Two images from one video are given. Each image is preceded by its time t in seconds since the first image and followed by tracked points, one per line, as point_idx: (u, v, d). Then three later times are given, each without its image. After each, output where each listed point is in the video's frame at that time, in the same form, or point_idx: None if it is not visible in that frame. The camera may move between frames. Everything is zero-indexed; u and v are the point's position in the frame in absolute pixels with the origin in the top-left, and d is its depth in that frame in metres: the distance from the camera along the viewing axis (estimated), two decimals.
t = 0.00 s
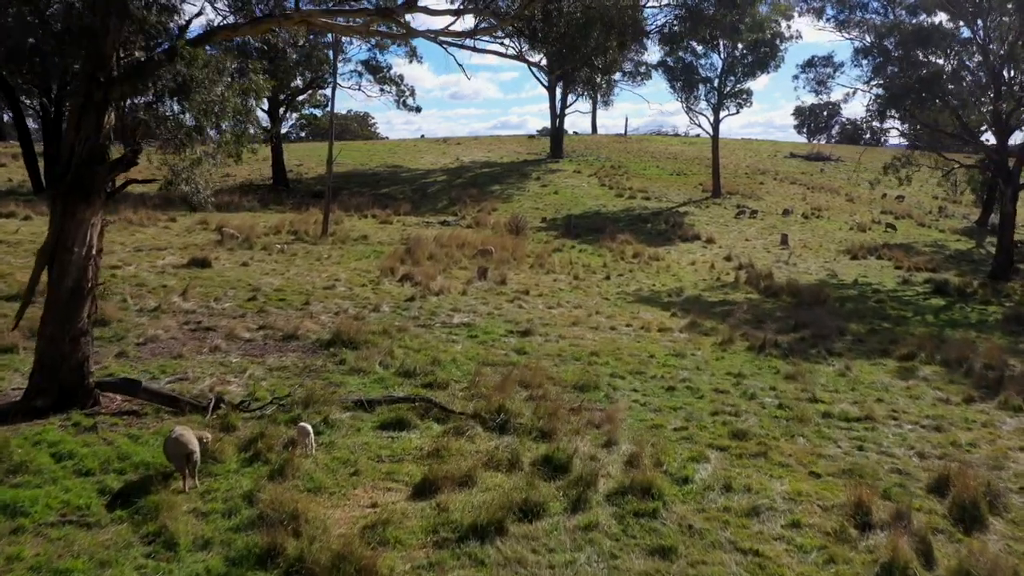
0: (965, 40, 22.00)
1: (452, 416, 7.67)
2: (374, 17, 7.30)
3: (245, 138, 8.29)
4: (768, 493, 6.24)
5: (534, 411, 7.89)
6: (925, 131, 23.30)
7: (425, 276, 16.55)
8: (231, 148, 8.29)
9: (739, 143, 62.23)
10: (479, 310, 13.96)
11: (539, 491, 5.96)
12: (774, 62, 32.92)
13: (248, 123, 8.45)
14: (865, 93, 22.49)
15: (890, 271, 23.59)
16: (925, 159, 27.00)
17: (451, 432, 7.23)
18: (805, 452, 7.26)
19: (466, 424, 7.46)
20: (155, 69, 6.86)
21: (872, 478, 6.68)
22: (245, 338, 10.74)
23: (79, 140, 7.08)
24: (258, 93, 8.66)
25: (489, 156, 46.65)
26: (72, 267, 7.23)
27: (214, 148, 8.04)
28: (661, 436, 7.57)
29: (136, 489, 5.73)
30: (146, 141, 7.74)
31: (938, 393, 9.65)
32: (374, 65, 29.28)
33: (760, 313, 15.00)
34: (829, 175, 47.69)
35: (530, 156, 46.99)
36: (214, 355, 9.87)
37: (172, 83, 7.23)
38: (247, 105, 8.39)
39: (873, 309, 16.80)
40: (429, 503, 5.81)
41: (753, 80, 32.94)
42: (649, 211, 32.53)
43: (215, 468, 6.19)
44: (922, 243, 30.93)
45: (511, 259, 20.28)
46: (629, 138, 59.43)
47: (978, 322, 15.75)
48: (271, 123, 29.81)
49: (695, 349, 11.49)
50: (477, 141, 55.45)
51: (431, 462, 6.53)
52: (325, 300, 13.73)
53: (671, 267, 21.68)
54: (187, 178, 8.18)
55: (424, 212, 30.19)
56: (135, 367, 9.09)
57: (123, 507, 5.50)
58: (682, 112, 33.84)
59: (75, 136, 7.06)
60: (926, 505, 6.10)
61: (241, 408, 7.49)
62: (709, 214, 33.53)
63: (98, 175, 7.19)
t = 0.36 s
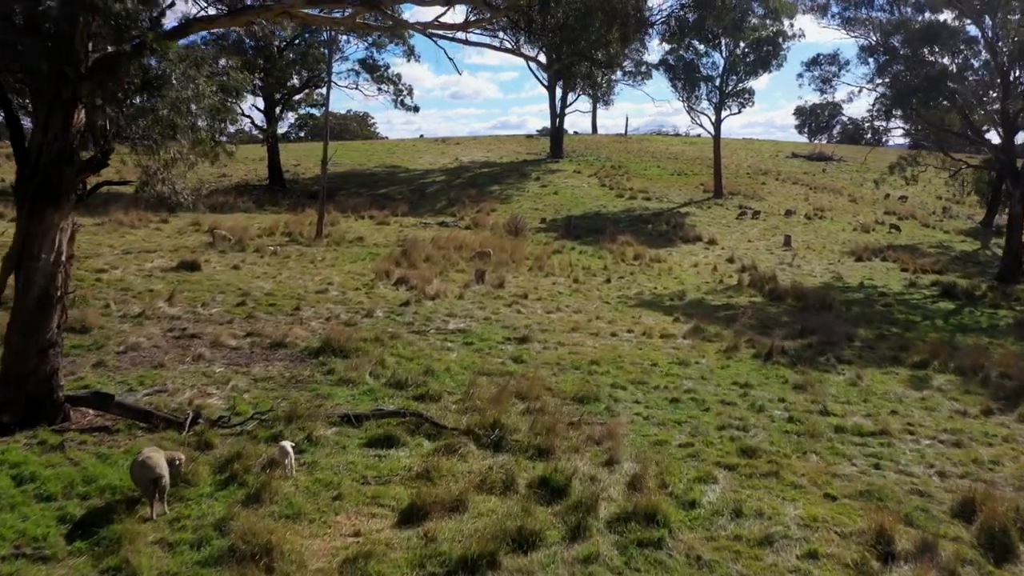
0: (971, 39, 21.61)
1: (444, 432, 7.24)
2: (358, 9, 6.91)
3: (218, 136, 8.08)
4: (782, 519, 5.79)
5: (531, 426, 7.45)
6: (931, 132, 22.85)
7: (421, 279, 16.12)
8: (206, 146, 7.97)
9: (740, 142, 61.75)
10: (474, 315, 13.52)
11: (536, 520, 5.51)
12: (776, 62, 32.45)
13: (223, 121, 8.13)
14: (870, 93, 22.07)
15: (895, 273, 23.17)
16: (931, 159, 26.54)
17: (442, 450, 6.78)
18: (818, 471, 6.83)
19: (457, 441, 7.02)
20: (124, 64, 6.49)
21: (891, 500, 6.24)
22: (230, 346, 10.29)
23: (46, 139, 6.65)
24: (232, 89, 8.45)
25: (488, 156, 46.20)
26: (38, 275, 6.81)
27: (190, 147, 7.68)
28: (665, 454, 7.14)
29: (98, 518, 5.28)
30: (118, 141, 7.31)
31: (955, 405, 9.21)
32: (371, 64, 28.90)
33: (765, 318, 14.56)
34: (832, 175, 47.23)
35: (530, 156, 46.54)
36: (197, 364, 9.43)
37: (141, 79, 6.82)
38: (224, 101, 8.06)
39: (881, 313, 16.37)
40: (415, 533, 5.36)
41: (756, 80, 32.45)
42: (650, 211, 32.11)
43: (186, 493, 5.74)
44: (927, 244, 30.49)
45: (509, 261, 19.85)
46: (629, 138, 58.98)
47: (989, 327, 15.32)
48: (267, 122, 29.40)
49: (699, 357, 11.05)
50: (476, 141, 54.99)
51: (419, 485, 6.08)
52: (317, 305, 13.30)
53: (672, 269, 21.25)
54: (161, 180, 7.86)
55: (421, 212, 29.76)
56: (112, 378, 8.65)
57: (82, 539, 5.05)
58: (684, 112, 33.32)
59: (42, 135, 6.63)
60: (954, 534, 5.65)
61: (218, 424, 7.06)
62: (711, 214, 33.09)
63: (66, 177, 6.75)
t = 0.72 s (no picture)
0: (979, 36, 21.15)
1: (435, 449, 6.82)
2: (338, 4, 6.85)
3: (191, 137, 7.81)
4: (797, 548, 5.36)
5: (527, 443, 7.03)
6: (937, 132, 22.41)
7: (416, 283, 15.71)
8: (179, 147, 7.65)
9: (741, 142, 61.30)
10: (471, 320, 13.11)
11: (530, 550, 5.09)
12: (779, 62, 31.79)
13: (198, 119, 7.85)
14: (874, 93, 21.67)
15: (901, 276, 22.76)
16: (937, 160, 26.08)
17: (432, 470, 6.37)
18: (832, 492, 6.41)
19: (448, 460, 6.60)
20: (89, 58, 5.97)
21: (913, 527, 5.82)
22: (215, 355, 9.88)
23: (9, 139, 6.23)
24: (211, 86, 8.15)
25: (488, 156, 45.79)
26: (4, 281, 6.37)
27: (161, 148, 7.33)
28: (669, 472, 6.72)
29: (55, 550, 4.87)
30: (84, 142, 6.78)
31: (972, 417, 8.80)
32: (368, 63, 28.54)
33: (770, 323, 14.16)
34: (834, 175, 46.80)
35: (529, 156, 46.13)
36: (178, 374, 9.00)
37: (105, 74, 6.12)
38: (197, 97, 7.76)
39: (888, 317, 15.96)
40: (400, 565, 4.94)
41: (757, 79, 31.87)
42: (651, 212, 31.71)
43: (154, 520, 5.33)
44: (931, 246, 30.09)
45: (507, 263, 19.43)
46: (629, 138, 58.53)
47: (1000, 332, 14.90)
48: (262, 122, 28.98)
49: (703, 365, 10.64)
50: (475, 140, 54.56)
51: (406, 510, 5.66)
52: (307, 310, 12.88)
53: (674, 271, 20.84)
54: (132, 183, 7.35)
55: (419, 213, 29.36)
56: (88, 390, 8.23)
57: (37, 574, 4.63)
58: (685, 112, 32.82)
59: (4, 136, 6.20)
60: (982, 565, 5.23)
61: (194, 442, 6.64)
62: (712, 215, 32.68)
63: (30, 178, 6.36)
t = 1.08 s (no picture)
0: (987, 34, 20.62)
1: (425, 469, 6.40)
2: None
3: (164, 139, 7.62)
4: None
5: (523, 462, 6.60)
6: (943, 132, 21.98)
7: (412, 287, 15.27)
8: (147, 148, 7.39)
9: (742, 142, 60.83)
10: (466, 326, 12.68)
11: None
12: (782, 60, 31.17)
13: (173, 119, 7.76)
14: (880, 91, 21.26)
15: (907, 278, 22.34)
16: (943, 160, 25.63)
17: (420, 493, 5.94)
18: (849, 516, 5.98)
19: (437, 481, 6.18)
20: (48, 50, 5.76)
21: (939, 557, 5.39)
22: (199, 364, 9.45)
23: None
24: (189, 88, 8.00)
25: (487, 156, 45.34)
26: None
27: (128, 150, 6.86)
28: (675, 494, 6.29)
29: None
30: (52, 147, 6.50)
31: (991, 430, 8.37)
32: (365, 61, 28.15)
33: (776, 328, 13.73)
34: (836, 175, 46.37)
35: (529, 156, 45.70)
36: (158, 386, 8.56)
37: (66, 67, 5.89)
38: (174, 94, 7.62)
39: (895, 321, 15.54)
40: None
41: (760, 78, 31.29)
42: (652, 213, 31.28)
43: (117, 552, 4.90)
44: (936, 247, 29.68)
45: (506, 266, 19.00)
46: (629, 138, 58.10)
47: (1011, 337, 14.48)
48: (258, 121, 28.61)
49: (707, 374, 10.20)
50: (474, 140, 54.12)
51: (392, 539, 5.23)
52: (298, 316, 12.44)
53: (676, 274, 20.43)
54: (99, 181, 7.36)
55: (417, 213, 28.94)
56: (61, 403, 7.79)
57: None
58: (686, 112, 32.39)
59: None
60: None
61: (168, 461, 6.22)
62: (714, 216, 32.24)
63: None
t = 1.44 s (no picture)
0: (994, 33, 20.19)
1: (412, 492, 5.96)
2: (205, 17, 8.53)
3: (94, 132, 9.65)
4: None
5: (518, 484, 6.16)
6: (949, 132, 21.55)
7: (406, 291, 14.84)
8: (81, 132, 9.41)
9: (743, 142, 60.33)
10: (462, 332, 12.24)
11: None
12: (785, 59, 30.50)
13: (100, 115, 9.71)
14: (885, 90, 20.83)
15: (913, 280, 21.90)
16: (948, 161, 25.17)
17: (407, 520, 5.50)
18: (869, 544, 5.55)
19: (426, 507, 5.74)
20: None
21: None
22: (180, 374, 9.02)
23: None
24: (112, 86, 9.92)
25: (486, 156, 44.86)
26: None
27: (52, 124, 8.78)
28: (681, 520, 5.85)
29: None
30: None
31: (1012, 446, 7.94)
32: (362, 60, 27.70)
33: (781, 334, 13.28)
34: (838, 175, 45.90)
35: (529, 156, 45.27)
36: (135, 399, 8.12)
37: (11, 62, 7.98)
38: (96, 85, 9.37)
39: (903, 326, 15.11)
40: None
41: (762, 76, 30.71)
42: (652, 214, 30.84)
43: None
44: (941, 248, 29.25)
45: (504, 268, 18.56)
46: (630, 138, 57.61)
47: None
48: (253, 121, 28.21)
49: (712, 385, 9.76)
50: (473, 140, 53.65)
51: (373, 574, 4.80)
52: (287, 322, 12.00)
53: (678, 276, 19.99)
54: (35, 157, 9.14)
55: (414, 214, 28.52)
56: (30, 418, 7.36)
57: None
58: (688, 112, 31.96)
59: None
60: None
61: (136, 485, 5.78)
62: (716, 217, 31.82)
63: None
